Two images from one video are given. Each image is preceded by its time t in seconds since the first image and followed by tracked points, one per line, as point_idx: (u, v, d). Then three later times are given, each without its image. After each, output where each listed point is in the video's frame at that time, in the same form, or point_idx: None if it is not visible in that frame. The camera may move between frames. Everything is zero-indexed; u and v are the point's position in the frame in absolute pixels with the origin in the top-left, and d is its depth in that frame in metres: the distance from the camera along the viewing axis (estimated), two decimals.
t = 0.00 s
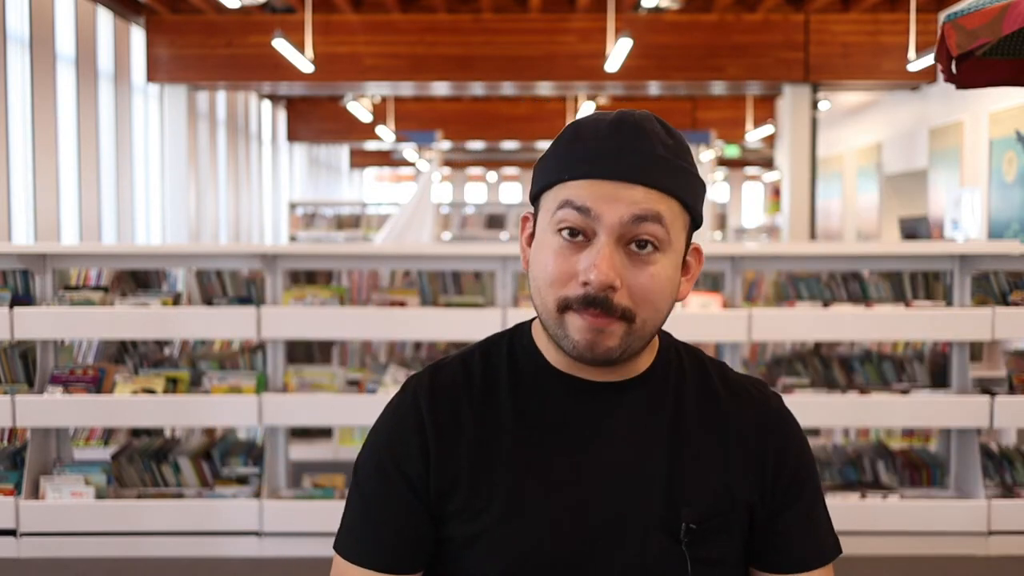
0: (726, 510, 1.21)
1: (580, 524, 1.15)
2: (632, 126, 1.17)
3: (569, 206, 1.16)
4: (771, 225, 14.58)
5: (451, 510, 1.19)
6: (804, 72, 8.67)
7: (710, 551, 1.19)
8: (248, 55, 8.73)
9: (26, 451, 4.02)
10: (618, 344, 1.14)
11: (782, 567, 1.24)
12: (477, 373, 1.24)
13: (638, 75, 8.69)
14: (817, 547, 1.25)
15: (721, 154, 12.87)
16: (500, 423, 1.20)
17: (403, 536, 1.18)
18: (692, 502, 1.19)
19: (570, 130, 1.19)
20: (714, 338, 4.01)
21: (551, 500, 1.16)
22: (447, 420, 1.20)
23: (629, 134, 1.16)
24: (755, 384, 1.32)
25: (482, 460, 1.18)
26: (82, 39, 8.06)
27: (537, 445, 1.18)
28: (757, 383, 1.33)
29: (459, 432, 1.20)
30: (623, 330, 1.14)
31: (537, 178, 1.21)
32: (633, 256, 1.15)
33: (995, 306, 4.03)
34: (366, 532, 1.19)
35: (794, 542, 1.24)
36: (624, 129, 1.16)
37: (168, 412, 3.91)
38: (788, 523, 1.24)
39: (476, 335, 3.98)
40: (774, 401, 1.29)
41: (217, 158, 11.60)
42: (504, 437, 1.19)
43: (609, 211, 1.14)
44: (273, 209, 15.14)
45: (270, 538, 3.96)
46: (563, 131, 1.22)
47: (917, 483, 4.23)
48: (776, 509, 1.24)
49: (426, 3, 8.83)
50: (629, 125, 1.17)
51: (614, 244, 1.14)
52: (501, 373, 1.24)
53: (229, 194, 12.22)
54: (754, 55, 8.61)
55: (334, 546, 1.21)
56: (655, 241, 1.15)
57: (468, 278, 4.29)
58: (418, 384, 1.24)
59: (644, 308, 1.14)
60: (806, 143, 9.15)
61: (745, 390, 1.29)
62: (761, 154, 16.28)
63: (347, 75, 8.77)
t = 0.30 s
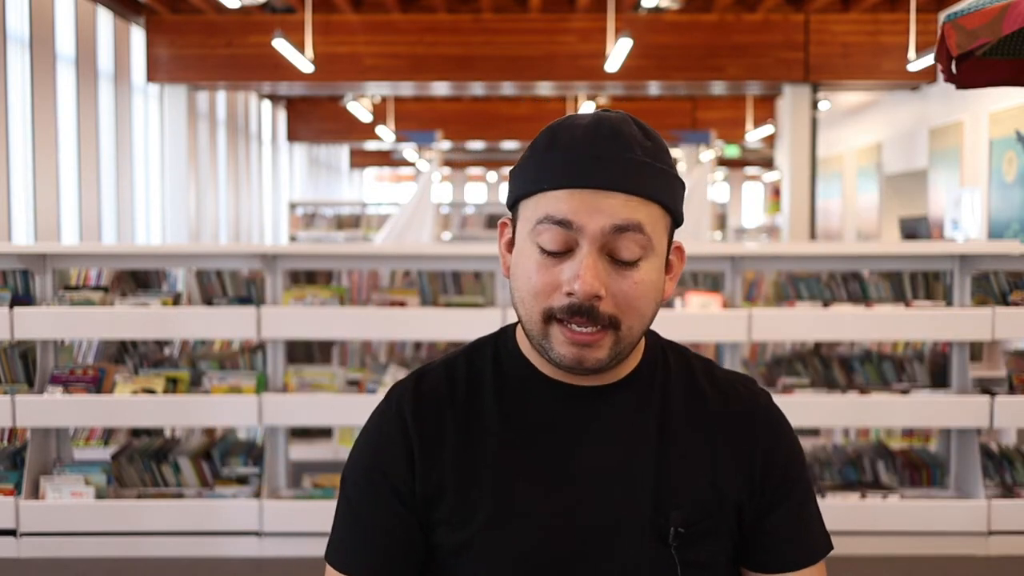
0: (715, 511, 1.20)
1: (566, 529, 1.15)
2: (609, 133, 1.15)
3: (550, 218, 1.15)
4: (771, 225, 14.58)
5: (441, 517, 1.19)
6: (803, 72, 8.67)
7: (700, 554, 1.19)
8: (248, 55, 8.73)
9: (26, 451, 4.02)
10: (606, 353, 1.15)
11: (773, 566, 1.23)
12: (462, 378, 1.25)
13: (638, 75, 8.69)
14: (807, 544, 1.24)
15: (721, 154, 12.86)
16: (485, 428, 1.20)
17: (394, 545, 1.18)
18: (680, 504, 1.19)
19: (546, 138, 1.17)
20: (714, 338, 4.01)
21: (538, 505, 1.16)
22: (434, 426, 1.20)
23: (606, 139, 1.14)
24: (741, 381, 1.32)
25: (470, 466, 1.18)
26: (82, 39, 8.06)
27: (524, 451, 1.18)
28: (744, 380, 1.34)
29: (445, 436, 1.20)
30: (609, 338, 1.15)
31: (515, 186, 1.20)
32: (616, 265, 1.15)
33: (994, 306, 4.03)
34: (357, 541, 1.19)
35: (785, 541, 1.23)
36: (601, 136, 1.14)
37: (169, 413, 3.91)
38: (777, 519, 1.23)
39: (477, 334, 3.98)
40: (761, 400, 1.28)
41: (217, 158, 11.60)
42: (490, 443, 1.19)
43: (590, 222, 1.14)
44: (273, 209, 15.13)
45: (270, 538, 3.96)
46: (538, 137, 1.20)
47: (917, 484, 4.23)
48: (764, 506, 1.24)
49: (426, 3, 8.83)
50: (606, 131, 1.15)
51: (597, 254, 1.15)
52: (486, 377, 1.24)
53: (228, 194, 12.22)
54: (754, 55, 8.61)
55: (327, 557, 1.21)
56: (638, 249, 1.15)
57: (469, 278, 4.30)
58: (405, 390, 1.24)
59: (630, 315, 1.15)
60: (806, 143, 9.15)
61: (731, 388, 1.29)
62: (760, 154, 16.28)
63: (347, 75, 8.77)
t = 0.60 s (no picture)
0: (712, 506, 1.20)
1: (566, 524, 1.15)
2: (593, 124, 1.15)
3: (537, 210, 1.16)
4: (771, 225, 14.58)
5: (448, 513, 1.19)
6: (804, 72, 8.67)
7: (698, 550, 1.18)
8: (248, 55, 8.73)
9: (26, 451, 4.02)
10: (597, 338, 1.15)
11: (769, 562, 1.23)
12: (461, 378, 1.25)
13: (638, 75, 8.69)
14: (801, 540, 1.24)
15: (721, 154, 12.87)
16: (488, 424, 1.20)
17: (404, 542, 1.17)
18: (677, 500, 1.19)
19: (532, 132, 1.18)
20: (714, 338, 4.01)
21: (537, 502, 1.16)
22: (440, 423, 1.20)
23: (590, 130, 1.15)
24: (735, 377, 1.32)
25: (473, 462, 1.18)
26: (82, 39, 8.06)
27: (525, 448, 1.18)
28: (738, 376, 1.34)
29: (449, 433, 1.20)
30: (600, 324, 1.15)
31: (505, 181, 1.20)
32: (605, 254, 1.15)
33: (994, 306, 4.03)
34: (365, 538, 1.18)
35: (780, 536, 1.23)
36: (585, 128, 1.15)
37: (168, 413, 3.91)
38: (771, 514, 1.23)
39: (477, 334, 3.98)
40: (757, 396, 1.28)
41: (217, 158, 11.60)
42: (493, 439, 1.19)
43: (577, 211, 1.15)
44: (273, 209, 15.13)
45: (270, 538, 3.96)
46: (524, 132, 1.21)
47: (917, 484, 4.23)
48: (760, 502, 1.24)
49: (426, 3, 8.83)
50: (589, 123, 1.16)
51: (584, 244, 1.15)
52: (484, 376, 1.24)
53: (229, 194, 12.22)
54: (754, 55, 8.61)
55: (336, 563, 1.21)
56: (626, 236, 1.15)
57: (468, 277, 4.29)
58: (408, 387, 1.24)
59: (621, 303, 1.16)
60: (806, 143, 9.14)
61: (727, 385, 1.29)
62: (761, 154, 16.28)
63: (347, 75, 8.77)
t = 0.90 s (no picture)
0: (715, 502, 1.20)
1: (571, 522, 1.15)
2: (583, 118, 1.17)
3: (532, 203, 1.17)
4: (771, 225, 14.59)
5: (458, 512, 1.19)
6: (803, 72, 8.67)
7: (703, 545, 1.19)
8: (248, 55, 8.73)
9: (26, 451, 4.02)
10: (594, 329, 1.15)
11: (771, 559, 1.23)
12: (466, 378, 1.25)
13: (638, 75, 8.68)
14: (802, 536, 1.24)
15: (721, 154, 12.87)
16: (493, 423, 1.20)
17: (416, 540, 1.17)
18: (681, 497, 1.19)
19: (525, 129, 1.20)
20: (714, 338, 4.01)
21: (542, 499, 1.16)
22: (447, 423, 1.20)
23: (581, 123, 1.17)
24: (735, 375, 1.32)
25: (480, 462, 1.18)
26: (82, 39, 8.06)
27: (531, 447, 1.18)
28: (737, 374, 1.34)
29: (456, 432, 1.20)
30: (598, 315, 1.15)
31: (501, 180, 1.22)
32: (599, 244, 1.16)
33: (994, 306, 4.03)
34: (376, 539, 1.19)
35: (781, 531, 1.23)
36: (574, 120, 1.17)
37: (168, 413, 3.91)
38: (773, 510, 1.23)
39: (476, 334, 3.98)
40: (757, 394, 1.28)
41: (217, 158, 11.59)
42: (499, 438, 1.19)
43: (570, 201, 1.15)
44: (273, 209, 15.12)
45: (270, 538, 3.96)
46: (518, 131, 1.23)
47: (917, 484, 4.23)
48: (761, 498, 1.23)
49: (426, 3, 8.83)
50: (579, 117, 1.17)
51: (579, 235, 1.16)
52: (488, 375, 1.24)
53: (229, 194, 12.21)
54: (753, 55, 8.61)
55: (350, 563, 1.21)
56: (621, 225, 1.16)
57: (468, 277, 4.29)
58: (414, 389, 1.24)
59: (619, 293, 1.16)
60: (806, 143, 9.14)
61: (727, 382, 1.29)
62: (761, 154, 16.27)
63: (347, 75, 8.77)
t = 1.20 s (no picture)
0: (715, 502, 1.20)
1: (572, 523, 1.15)
2: (591, 103, 1.22)
3: (540, 181, 1.19)
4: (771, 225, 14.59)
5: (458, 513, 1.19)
6: (803, 72, 8.67)
7: (704, 545, 1.19)
8: (248, 55, 8.73)
9: (26, 451, 4.02)
10: (602, 302, 1.15)
11: (770, 559, 1.23)
12: (467, 377, 1.25)
13: (638, 75, 8.68)
14: (802, 536, 1.24)
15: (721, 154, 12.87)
16: (494, 423, 1.20)
17: (416, 541, 1.17)
18: (682, 498, 1.19)
19: (532, 119, 1.24)
20: (714, 338, 4.01)
21: (545, 499, 1.16)
22: (447, 423, 1.20)
23: (587, 110, 1.22)
24: (737, 375, 1.32)
25: (481, 462, 1.18)
26: (82, 39, 8.06)
27: (532, 448, 1.18)
28: (739, 373, 1.34)
29: (456, 434, 1.20)
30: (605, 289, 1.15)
31: (508, 171, 1.25)
32: (607, 219, 1.17)
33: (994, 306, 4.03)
34: (376, 538, 1.19)
35: (782, 530, 1.23)
36: (580, 106, 1.22)
37: (167, 413, 3.91)
38: (774, 510, 1.24)
39: (477, 333, 3.98)
40: (758, 394, 1.28)
41: (217, 158, 11.59)
42: (500, 438, 1.19)
43: (578, 177, 1.18)
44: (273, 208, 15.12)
45: (270, 539, 3.96)
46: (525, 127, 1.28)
47: (917, 484, 4.23)
48: (760, 498, 1.24)
49: (426, 3, 8.83)
50: (587, 103, 1.23)
51: (588, 209, 1.17)
52: (489, 375, 1.24)
53: (229, 194, 12.21)
54: (753, 55, 8.61)
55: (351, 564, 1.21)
56: (628, 203, 1.18)
57: (468, 277, 4.31)
58: (416, 389, 1.24)
59: (627, 269, 1.16)
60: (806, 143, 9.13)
61: (729, 382, 1.29)
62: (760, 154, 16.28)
63: (347, 75, 8.77)
